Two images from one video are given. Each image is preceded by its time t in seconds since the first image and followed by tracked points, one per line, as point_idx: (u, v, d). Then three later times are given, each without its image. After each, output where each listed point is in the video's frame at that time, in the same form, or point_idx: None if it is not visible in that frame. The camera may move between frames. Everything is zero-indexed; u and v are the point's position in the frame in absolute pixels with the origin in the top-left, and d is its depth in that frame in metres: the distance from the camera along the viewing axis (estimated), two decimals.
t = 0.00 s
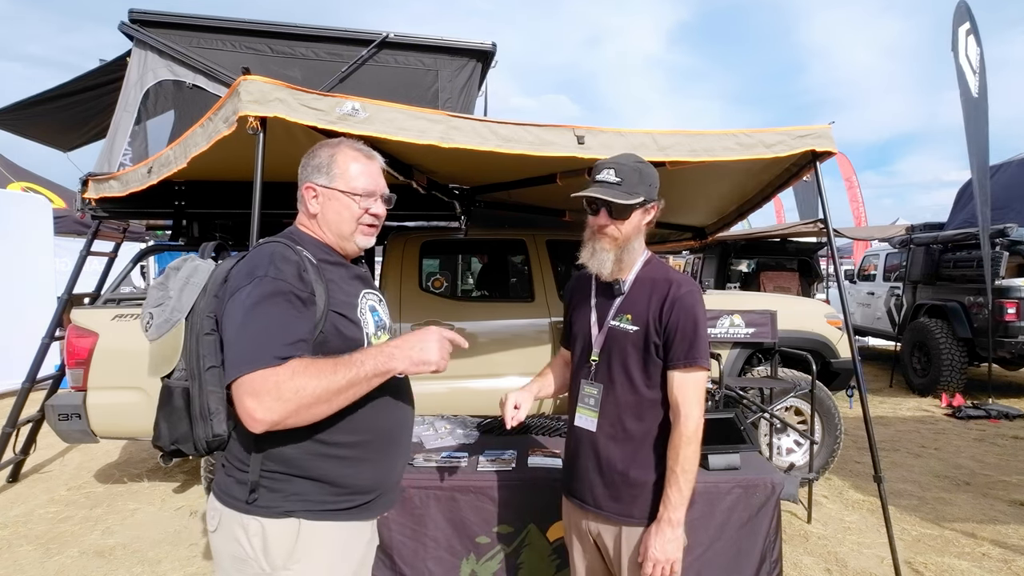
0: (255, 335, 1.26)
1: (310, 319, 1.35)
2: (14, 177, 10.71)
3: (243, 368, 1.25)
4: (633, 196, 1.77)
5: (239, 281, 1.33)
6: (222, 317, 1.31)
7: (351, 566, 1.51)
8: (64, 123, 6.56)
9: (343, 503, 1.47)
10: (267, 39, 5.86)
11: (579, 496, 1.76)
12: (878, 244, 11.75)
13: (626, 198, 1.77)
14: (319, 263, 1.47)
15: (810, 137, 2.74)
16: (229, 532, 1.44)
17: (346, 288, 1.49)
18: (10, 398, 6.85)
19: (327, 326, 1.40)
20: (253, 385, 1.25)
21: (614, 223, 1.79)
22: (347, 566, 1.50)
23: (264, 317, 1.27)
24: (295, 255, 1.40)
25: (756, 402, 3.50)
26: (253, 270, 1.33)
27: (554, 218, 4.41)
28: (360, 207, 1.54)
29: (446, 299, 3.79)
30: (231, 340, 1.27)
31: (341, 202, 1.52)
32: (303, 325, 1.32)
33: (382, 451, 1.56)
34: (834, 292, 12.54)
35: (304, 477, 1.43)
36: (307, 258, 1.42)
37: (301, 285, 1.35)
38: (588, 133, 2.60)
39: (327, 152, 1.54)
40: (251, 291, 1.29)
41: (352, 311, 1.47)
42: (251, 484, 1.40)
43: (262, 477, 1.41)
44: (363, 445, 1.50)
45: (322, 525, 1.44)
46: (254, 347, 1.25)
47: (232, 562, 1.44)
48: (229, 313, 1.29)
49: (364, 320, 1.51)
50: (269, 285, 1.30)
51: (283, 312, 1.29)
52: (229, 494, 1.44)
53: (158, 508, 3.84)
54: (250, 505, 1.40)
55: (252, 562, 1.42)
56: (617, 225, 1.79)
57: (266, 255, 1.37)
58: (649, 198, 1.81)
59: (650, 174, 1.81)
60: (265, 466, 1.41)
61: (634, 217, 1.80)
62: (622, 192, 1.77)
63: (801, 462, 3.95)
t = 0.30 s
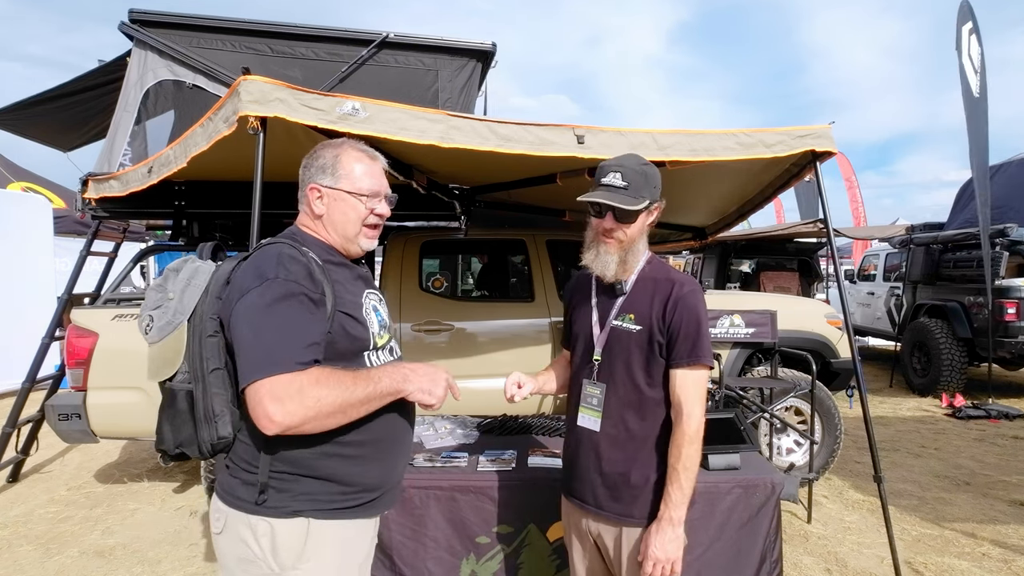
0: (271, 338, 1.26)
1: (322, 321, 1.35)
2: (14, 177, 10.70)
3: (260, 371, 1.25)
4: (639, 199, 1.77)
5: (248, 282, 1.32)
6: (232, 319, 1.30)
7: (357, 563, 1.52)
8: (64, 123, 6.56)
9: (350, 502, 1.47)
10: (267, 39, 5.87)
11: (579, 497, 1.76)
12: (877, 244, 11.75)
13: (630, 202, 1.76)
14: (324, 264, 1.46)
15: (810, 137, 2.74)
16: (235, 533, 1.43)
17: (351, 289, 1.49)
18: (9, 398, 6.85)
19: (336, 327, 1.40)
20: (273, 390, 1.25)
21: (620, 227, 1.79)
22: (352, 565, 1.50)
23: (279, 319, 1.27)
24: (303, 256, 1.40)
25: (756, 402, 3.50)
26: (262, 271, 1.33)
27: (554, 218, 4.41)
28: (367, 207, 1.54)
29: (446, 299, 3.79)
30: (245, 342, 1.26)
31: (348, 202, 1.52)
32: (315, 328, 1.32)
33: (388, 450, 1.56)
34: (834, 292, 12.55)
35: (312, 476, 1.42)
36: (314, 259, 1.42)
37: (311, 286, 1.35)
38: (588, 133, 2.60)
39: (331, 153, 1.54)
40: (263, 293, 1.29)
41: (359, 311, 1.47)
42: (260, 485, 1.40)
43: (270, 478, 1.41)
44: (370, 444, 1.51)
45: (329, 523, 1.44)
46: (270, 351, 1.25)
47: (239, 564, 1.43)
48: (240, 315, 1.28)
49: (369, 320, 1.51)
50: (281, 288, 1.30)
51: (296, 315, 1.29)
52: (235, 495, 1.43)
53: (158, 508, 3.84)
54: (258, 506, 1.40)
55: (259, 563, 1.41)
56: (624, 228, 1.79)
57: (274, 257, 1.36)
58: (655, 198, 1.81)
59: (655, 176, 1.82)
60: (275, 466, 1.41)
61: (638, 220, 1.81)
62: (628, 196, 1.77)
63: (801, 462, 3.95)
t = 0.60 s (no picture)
0: (279, 338, 1.26)
1: (325, 321, 1.35)
2: (14, 177, 10.70)
3: (275, 370, 1.24)
4: (645, 190, 1.79)
5: (249, 283, 1.32)
6: (234, 320, 1.29)
7: (357, 564, 1.52)
8: (64, 123, 6.56)
9: (350, 502, 1.47)
10: (267, 39, 5.86)
11: (580, 495, 1.76)
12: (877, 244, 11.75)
13: (638, 190, 1.79)
14: (322, 265, 1.45)
15: (810, 137, 2.74)
16: (234, 535, 1.42)
17: (349, 289, 1.49)
18: (10, 398, 6.85)
19: (336, 328, 1.40)
20: (289, 387, 1.25)
21: (623, 213, 1.81)
22: (352, 564, 1.50)
23: (283, 319, 1.27)
24: (300, 257, 1.39)
25: (756, 402, 3.50)
26: (261, 272, 1.32)
27: (554, 218, 4.41)
28: (370, 205, 1.55)
29: (447, 299, 3.79)
30: (252, 342, 1.26)
31: (352, 202, 1.52)
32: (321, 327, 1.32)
33: (389, 449, 1.56)
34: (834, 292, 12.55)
35: (312, 478, 1.42)
36: (312, 261, 1.42)
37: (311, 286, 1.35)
38: (588, 133, 2.59)
39: (329, 152, 1.53)
40: (266, 293, 1.29)
41: (357, 310, 1.47)
42: (260, 486, 1.39)
43: (269, 479, 1.40)
44: (371, 444, 1.50)
45: (329, 524, 1.44)
46: (277, 351, 1.25)
47: (238, 565, 1.43)
48: (243, 317, 1.28)
49: (368, 320, 1.51)
50: (282, 288, 1.30)
51: (300, 314, 1.30)
52: (233, 497, 1.43)
53: (158, 508, 3.84)
54: (258, 508, 1.40)
55: (260, 564, 1.41)
56: (627, 217, 1.81)
57: (272, 258, 1.35)
58: (660, 196, 1.83)
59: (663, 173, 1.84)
60: (275, 468, 1.40)
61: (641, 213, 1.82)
62: (635, 184, 1.79)
63: (801, 462, 3.95)
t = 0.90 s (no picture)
0: (276, 343, 1.26)
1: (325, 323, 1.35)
2: (14, 177, 10.70)
3: (269, 377, 1.25)
4: (634, 184, 1.80)
5: (246, 285, 1.31)
6: (231, 322, 1.29)
7: (359, 565, 1.52)
8: (64, 123, 6.56)
9: (353, 504, 1.47)
10: (267, 39, 5.86)
11: (585, 496, 1.76)
12: (877, 244, 11.75)
13: (627, 184, 1.80)
14: (319, 264, 1.44)
15: (810, 137, 2.74)
16: (236, 540, 1.41)
17: (348, 288, 1.48)
18: (9, 399, 6.85)
19: (335, 328, 1.40)
20: (284, 398, 1.25)
21: (613, 208, 1.83)
22: (354, 566, 1.50)
23: (282, 321, 1.27)
24: (298, 257, 1.39)
25: (756, 402, 3.50)
26: (259, 274, 1.31)
27: (554, 218, 4.41)
28: (369, 200, 1.56)
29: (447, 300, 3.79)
30: (250, 346, 1.25)
31: (352, 200, 1.52)
32: (320, 331, 1.32)
33: (389, 450, 1.56)
34: (834, 292, 12.55)
35: (314, 480, 1.42)
36: (311, 261, 1.41)
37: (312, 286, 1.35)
38: (588, 133, 2.60)
39: (325, 148, 1.52)
40: (265, 297, 1.28)
41: (356, 310, 1.47)
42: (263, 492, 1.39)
43: (273, 483, 1.40)
44: (371, 444, 1.50)
45: (332, 527, 1.44)
46: (277, 356, 1.25)
47: (239, 570, 1.42)
48: (240, 318, 1.28)
49: (367, 319, 1.51)
50: (282, 290, 1.30)
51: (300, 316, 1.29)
52: (234, 503, 1.42)
53: (158, 508, 3.84)
54: (261, 513, 1.39)
55: (263, 568, 1.41)
56: (616, 212, 1.82)
57: (270, 259, 1.34)
58: (653, 193, 1.83)
59: (657, 170, 1.84)
60: (277, 471, 1.40)
61: (633, 208, 1.82)
62: (624, 179, 1.80)
63: (801, 462, 3.95)
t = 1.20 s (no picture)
0: (259, 344, 1.25)
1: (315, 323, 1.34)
2: (14, 177, 10.70)
3: (248, 379, 1.24)
4: (614, 184, 1.80)
5: (236, 283, 1.31)
6: (220, 320, 1.29)
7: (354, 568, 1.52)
8: (63, 123, 6.55)
9: (348, 508, 1.47)
10: (267, 39, 5.86)
11: (584, 495, 1.76)
12: (878, 244, 11.74)
13: (606, 186, 1.81)
14: (317, 263, 1.44)
15: (810, 137, 2.74)
16: (229, 544, 1.41)
17: (344, 288, 1.47)
18: (9, 398, 6.85)
19: (330, 328, 1.39)
20: (261, 401, 1.25)
21: (597, 211, 1.85)
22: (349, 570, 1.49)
23: (268, 320, 1.27)
24: (293, 253, 1.38)
25: (756, 402, 3.50)
26: (252, 272, 1.31)
27: (553, 218, 4.41)
28: (370, 202, 1.56)
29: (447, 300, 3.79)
30: (234, 346, 1.25)
31: (354, 201, 1.52)
32: (307, 331, 1.31)
33: (384, 452, 1.57)
34: (834, 292, 12.55)
35: (307, 483, 1.42)
36: (306, 258, 1.40)
37: (303, 284, 1.34)
38: (588, 133, 2.60)
39: (328, 148, 1.52)
40: (251, 295, 1.28)
41: (352, 310, 1.46)
42: (255, 494, 1.39)
43: (266, 485, 1.40)
44: (366, 446, 1.50)
45: (327, 531, 1.43)
46: (260, 356, 1.25)
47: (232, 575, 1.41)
48: (227, 316, 1.28)
49: (363, 319, 1.50)
50: (270, 289, 1.29)
51: (288, 315, 1.29)
52: (228, 505, 1.42)
53: (158, 508, 3.84)
54: (253, 515, 1.39)
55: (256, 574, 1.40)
56: (600, 214, 1.84)
57: (262, 256, 1.34)
58: (638, 192, 1.81)
59: (645, 170, 1.83)
60: (271, 473, 1.40)
61: (618, 209, 1.81)
62: (604, 180, 1.82)
63: (801, 462, 3.95)
